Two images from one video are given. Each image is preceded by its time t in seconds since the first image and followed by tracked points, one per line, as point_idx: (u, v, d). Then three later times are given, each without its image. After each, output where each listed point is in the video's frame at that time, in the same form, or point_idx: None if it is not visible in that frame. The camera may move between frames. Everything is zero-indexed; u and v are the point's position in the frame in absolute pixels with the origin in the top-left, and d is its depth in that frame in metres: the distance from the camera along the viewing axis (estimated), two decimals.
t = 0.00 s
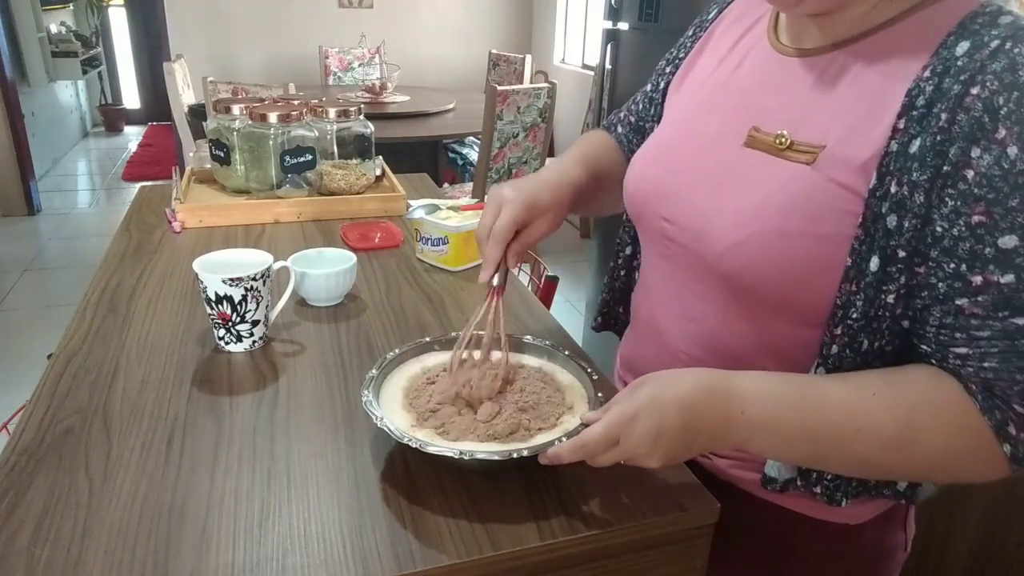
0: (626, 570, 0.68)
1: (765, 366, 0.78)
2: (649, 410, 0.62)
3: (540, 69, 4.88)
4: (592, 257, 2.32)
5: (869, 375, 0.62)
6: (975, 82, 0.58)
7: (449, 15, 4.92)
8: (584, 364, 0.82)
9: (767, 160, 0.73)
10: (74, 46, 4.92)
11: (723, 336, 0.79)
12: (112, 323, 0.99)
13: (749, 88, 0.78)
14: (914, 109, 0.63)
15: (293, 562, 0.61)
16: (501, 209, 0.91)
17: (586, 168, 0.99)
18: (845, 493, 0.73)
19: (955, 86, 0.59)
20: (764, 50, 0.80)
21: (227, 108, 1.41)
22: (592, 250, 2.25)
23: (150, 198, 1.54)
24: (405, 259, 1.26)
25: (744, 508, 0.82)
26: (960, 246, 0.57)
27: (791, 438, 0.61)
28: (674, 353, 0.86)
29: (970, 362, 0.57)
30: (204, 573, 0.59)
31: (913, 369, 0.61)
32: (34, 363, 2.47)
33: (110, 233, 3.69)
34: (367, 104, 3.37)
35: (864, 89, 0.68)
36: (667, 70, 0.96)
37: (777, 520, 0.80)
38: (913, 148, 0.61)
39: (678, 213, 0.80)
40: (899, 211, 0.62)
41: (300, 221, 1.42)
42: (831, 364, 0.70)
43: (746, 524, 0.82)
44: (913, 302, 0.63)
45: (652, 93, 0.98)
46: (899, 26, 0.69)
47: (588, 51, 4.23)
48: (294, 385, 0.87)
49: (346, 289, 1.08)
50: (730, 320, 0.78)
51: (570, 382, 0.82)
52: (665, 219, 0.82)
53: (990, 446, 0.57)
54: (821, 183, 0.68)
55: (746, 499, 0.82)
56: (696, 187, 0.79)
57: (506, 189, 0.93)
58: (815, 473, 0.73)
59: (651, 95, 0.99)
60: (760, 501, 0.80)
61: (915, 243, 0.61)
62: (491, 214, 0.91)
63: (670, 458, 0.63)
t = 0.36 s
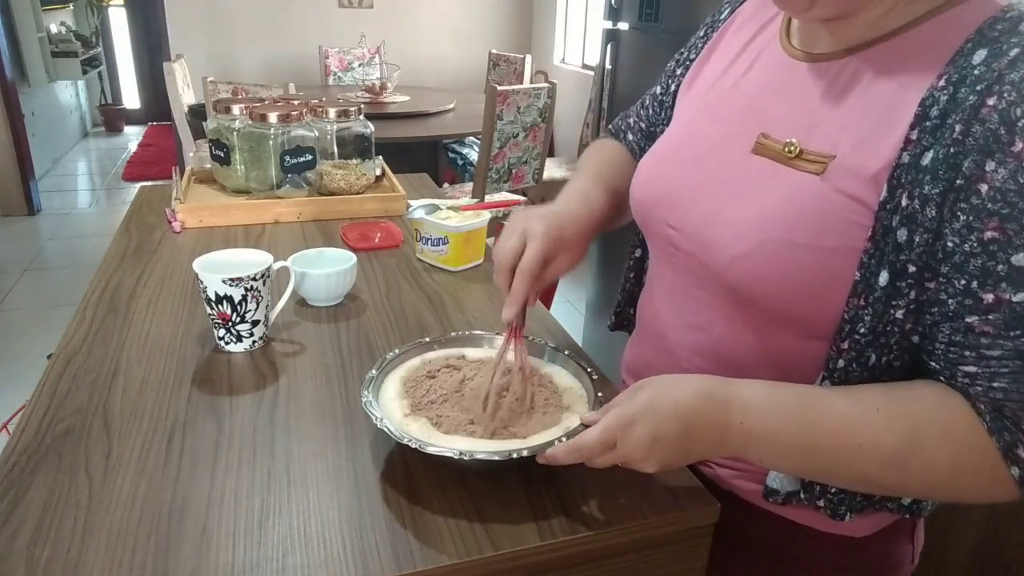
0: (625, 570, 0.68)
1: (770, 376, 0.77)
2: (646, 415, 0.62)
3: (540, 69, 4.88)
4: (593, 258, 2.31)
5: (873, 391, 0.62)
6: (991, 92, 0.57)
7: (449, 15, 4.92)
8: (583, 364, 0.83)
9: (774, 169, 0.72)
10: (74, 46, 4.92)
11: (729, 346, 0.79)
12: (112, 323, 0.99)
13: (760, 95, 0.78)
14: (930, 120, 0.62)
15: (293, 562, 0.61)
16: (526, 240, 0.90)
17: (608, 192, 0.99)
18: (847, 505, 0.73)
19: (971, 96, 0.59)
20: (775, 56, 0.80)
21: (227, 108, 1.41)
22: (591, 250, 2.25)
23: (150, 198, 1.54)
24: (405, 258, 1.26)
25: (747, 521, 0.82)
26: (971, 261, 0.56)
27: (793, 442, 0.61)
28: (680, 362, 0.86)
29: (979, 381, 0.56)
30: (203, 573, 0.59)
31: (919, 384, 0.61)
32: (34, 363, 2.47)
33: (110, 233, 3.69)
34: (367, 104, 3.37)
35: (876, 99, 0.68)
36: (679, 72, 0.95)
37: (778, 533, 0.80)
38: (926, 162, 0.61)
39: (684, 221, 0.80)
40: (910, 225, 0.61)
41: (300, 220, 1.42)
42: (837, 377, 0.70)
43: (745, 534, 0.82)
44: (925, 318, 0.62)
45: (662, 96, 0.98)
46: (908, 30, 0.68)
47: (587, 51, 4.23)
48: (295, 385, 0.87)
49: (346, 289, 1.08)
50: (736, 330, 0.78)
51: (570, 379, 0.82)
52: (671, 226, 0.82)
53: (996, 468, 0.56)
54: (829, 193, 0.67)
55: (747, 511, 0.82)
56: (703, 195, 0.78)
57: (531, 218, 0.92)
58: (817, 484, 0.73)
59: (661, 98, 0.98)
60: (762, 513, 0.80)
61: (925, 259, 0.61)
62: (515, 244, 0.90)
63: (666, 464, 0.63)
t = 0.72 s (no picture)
0: (625, 570, 0.68)
1: (771, 381, 0.77)
2: (647, 419, 0.62)
3: (540, 69, 4.88)
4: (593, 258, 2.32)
5: (875, 397, 0.62)
6: (1002, 98, 0.57)
7: (449, 15, 4.92)
8: (583, 364, 0.83)
9: (781, 173, 0.72)
10: (74, 46, 4.92)
11: (731, 350, 0.79)
12: (112, 323, 0.99)
13: (767, 98, 0.78)
14: (940, 125, 0.62)
15: (293, 562, 0.61)
16: (508, 199, 0.92)
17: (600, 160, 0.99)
18: (848, 515, 0.73)
19: (981, 102, 0.58)
20: (783, 59, 0.80)
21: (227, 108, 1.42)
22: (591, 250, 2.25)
23: (149, 197, 1.54)
24: (405, 259, 1.26)
25: (748, 527, 0.82)
26: (976, 269, 0.56)
27: (794, 444, 0.61)
28: (681, 366, 0.86)
29: (984, 391, 0.56)
30: (203, 573, 0.59)
31: (922, 393, 0.60)
32: (34, 363, 2.47)
33: (110, 233, 3.69)
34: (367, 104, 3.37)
35: (885, 104, 0.68)
36: (684, 69, 0.95)
37: (778, 539, 0.80)
38: (935, 169, 0.60)
39: (689, 223, 0.80)
40: (918, 232, 0.61)
41: (300, 221, 1.42)
42: (840, 384, 0.70)
43: (745, 540, 0.82)
44: (930, 327, 0.62)
45: (666, 91, 0.98)
46: (914, 33, 0.68)
47: (588, 51, 4.23)
48: (295, 386, 0.87)
49: (346, 289, 1.08)
50: (738, 335, 0.78)
51: (572, 378, 0.82)
52: (675, 228, 0.82)
53: (998, 478, 0.56)
54: (836, 198, 0.67)
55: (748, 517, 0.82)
56: (709, 197, 0.78)
57: (516, 177, 0.93)
58: (818, 492, 0.73)
59: (665, 93, 0.98)
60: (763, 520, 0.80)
61: (931, 266, 0.60)
62: (500, 205, 0.91)
63: (666, 466, 0.63)
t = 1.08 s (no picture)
0: (626, 569, 0.68)
1: (769, 386, 0.77)
2: (646, 421, 0.62)
3: (540, 69, 4.88)
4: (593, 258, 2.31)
5: (875, 399, 0.62)
6: (1001, 102, 0.57)
7: (449, 15, 4.92)
8: (583, 364, 0.83)
9: (779, 177, 0.72)
10: (74, 45, 4.92)
11: (729, 354, 0.79)
12: (112, 323, 0.99)
13: (767, 101, 0.78)
14: (938, 130, 0.62)
15: (293, 562, 0.61)
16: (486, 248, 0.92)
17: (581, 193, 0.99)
18: (846, 516, 0.73)
19: (980, 106, 0.58)
20: (782, 60, 0.80)
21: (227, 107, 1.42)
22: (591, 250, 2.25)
23: (150, 197, 1.54)
24: (405, 259, 1.26)
25: (746, 528, 0.82)
26: (976, 275, 0.56)
27: (793, 445, 0.61)
28: (680, 368, 0.86)
29: (983, 398, 0.56)
30: (203, 573, 0.59)
31: (922, 398, 0.60)
32: (34, 363, 2.47)
33: (110, 233, 3.69)
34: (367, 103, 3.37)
35: (884, 107, 0.68)
36: (686, 70, 0.95)
37: (777, 540, 0.80)
38: (933, 174, 0.60)
39: (688, 226, 0.80)
40: (916, 237, 0.61)
41: (300, 221, 1.42)
42: (838, 388, 0.69)
43: (744, 541, 0.82)
44: (929, 331, 0.62)
45: (668, 96, 0.98)
46: (914, 35, 0.68)
47: (588, 51, 4.23)
48: (295, 386, 0.87)
49: (346, 289, 1.08)
50: (736, 338, 0.78)
51: (572, 377, 0.82)
52: (674, 230, 0.82)
53: (998, 481, 0.56)
54: (835, 202, 0.67)
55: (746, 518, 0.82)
56: (708, 201, 0.78)
57: (494, 226, 0.94)
58: (816, 494, 0.73)
59: (666, 98, 0.98)
60: (761, 521, 0.80)
61: (930, 271, 0.60)
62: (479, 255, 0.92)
63: (666, 467, 0.63)
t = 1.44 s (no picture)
0: (626, 570, 0.68)
1: (768, 383, 0.78)
2: (647, 421, 0.62)
3: (540, 69, 4.88)
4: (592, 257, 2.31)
5: (875, 399, 0.62)
6: (1005, 100, 0.57)
7: (449, 15, 4.92)
8: (582, 364, 0.83)
9: (781, 175, 0.72)
10: (74, 46, 4.92)
11: (730, 352, 0.79)
12: (112, 324, 0.99)
13: (769, 99, 0.78)
14: (941, 129, 0.62)
15: (293, 562, 0.61)
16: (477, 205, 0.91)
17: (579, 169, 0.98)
18: (847, 515, 0.73)
19: (984, 105, 0.58)
20: (787, 59, 0.80)
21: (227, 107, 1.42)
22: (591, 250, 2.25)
23: (149, 198, 1.54)
24: (405, 259, 1.26)
25: (746, 527, 0.82)
26: (979, 273, 0.56)
27: (793, 445, 0.61)
28: (680, 366, 0.86)
29: (985, 396, 0.56)
30: (203, 573, 0.59)
31: (922, 396, 0.60)
32: (34, 363, 2.47)
33: (110, 233, 3.69)
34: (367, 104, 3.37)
35: (887, 104, 0.67)
36: (689, 66, 0.95)
37: (777, 539, 0.80)
38: (936, 172, 0.60)
39: (690, 223, 0.80)
40: (919, 234, 0.61)
41: (300, 221, 1.42)
42: (839, 386, 0.70)
43: (744, 541, 0.82)
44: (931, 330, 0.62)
45: (671, 90, 0.98)
46: (916, 34, 0.68)
47: (588, 51, 4.23)
48: (295, 386, 0.87)
49: (346, 289, 1.08)
50: (736, 336, 0.78)
51: (572, 379, 0.82)
52: (675, 227, 0.82)
53: (999, 481, 0.56)
54: (837, 200, 0.67)
55: (747, 518, 0.82)
56: (709, 198, 0.78)
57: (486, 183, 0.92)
58: (817, 493, 0.73)
59: (670, 91, 0.98)
60: (762, 521, 0.80)
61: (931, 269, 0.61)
62: (468, 211, 0.91)
63: (666, 467, 0.63)
